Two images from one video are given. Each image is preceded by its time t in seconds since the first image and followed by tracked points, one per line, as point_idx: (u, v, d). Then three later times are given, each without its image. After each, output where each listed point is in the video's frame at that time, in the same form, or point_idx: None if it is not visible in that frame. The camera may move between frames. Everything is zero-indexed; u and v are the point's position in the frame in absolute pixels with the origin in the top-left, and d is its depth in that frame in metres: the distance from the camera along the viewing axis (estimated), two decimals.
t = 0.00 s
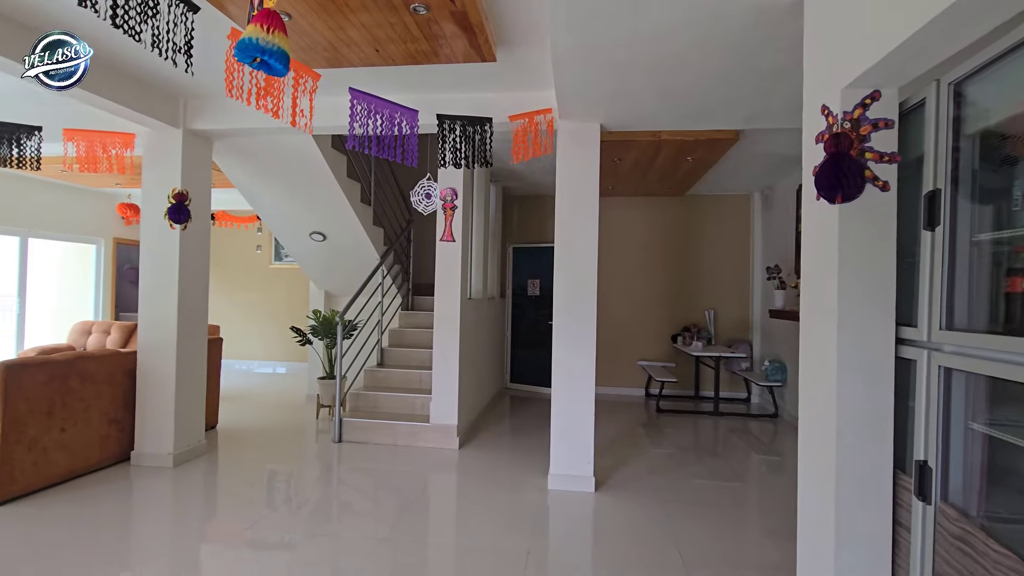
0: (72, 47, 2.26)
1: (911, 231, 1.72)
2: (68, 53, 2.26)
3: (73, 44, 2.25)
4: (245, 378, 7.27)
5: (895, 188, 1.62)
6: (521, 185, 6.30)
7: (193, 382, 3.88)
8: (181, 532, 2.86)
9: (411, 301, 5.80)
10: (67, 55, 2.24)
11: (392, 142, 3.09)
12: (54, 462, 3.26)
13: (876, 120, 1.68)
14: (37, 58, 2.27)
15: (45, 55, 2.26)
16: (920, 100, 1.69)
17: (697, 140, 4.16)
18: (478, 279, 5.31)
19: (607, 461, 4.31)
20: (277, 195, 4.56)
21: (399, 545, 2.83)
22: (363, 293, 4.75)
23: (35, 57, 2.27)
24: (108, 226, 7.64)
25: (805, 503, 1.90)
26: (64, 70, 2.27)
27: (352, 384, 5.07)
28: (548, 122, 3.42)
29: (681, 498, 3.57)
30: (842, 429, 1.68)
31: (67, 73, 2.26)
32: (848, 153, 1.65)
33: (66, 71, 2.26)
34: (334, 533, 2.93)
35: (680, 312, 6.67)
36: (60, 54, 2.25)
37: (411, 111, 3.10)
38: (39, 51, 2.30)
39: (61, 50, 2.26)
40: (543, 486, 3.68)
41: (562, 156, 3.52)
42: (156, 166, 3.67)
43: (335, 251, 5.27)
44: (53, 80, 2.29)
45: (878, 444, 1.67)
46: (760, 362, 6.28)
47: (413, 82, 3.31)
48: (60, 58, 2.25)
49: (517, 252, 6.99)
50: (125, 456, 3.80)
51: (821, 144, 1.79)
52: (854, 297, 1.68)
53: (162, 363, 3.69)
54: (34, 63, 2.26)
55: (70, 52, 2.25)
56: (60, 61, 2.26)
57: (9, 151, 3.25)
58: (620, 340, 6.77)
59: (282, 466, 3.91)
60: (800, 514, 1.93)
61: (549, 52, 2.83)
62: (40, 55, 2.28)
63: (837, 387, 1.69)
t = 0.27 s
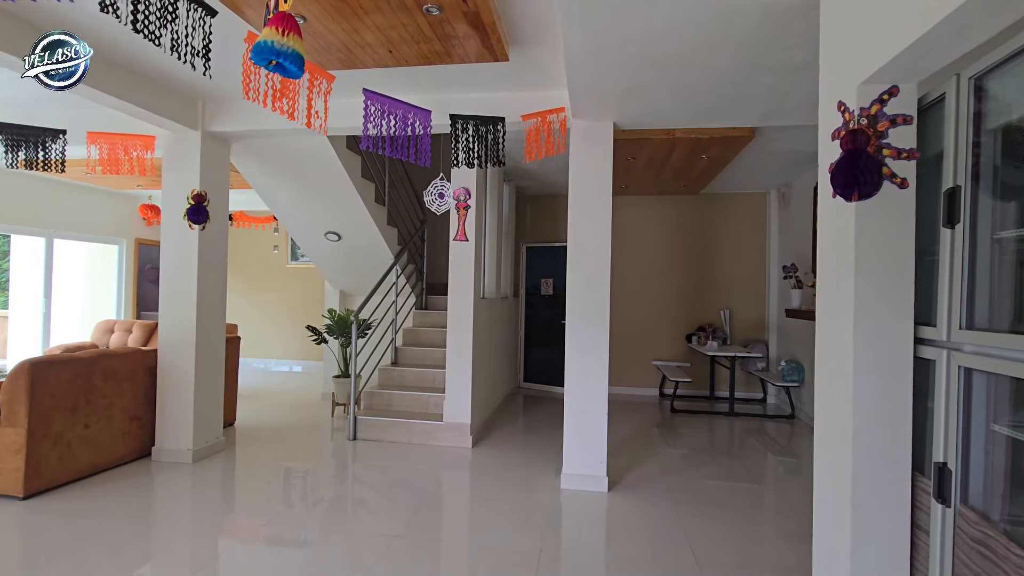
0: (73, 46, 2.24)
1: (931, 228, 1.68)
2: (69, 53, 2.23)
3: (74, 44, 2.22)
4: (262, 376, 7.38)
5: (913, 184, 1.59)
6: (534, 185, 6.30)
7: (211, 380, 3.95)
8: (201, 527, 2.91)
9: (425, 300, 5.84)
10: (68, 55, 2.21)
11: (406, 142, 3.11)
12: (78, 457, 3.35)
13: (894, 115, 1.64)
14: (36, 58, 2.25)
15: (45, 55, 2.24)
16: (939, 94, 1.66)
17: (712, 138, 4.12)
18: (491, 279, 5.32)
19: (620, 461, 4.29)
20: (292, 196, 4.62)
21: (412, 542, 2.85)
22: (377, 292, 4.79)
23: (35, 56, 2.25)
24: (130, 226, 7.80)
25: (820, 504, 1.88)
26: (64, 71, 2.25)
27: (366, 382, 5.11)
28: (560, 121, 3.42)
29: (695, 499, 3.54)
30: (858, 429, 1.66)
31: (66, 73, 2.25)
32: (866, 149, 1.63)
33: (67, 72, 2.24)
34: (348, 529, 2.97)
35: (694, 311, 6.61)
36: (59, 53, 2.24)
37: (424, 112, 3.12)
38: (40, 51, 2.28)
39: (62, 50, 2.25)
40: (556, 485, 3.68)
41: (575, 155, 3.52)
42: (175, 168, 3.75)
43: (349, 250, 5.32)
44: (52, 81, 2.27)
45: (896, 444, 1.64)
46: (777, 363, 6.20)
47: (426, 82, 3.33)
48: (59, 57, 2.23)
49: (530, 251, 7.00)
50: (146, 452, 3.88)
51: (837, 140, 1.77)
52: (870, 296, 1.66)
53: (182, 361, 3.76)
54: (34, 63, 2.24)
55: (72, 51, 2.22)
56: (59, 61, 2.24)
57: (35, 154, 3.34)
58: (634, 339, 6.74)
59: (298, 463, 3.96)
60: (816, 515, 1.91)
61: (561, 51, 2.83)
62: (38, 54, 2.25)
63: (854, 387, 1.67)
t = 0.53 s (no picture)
0: (74, 47, 2.28)
1: (948, 226, 1.66)
2: (69, 53, 2.27)
3: (74, 44, 2.27)
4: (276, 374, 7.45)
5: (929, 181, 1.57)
6: (544, 184, 6.30)
7: (226, 378, 4.01)
8: (216, 523, 2.95)
9: (436, 300, 5.87)
10: (69, 55, 2.25)
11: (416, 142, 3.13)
12: (97, 453, 3.41)
13: (911, 111, 1.60)
14: (36, 57, 2.29)
15: (45, 55, 2.28)
16: (957, 90, 1.63)
17: (724, 136, 4.09)
18: (502, 278, 5.33)
19: (631, 461, 4.27)
20: (305, 196, 4.67)
21: (424, 539, 2.87)
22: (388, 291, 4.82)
23: (35, 56, 2.29)
24: (146, 226, 7.92)
25: (834, 505, 1.86)
26: (63, 70, 2.29)
27: (378, 381, 5.15)
28: (571, 119, 3.42)
29: (707, 499, 3.52)
30: (873, 430, 1.64)
31: (66, 73, 2.29)
32: (881, 146, 1.60)
33: (66, 71, 2.28)
34: (360, 527, 2.99)
35: (706, 310, 6.57)
36: (59, 53, 2.28)
37: (435, 111, 3.13)
38: (40, 51, 2.33)
39: (62, 50, 2.29)
40: (567, 484, 3.68)
41: (585, 154, 3.51)
42: (190, 169, 3.80)
43: (361, 250, 5.36)
44: (52, 81, 2.31)
45: (912, 445, 1.62)
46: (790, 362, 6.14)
47: (437, 82, 3.35)
48: (59, 57, 2.28)
49: (541, 250, 6.99)
50: (163, 449, 3.94)
51: (851, 137, 1.75)
52: (886, 295, 1.63)
53: (197, 359, 3.82)
54: (33, 63, 2.28)
55: (72, 52, 2.26)
56: (59, 61, 2.28)
57: (55, 156, 3.40)
58: (645, 338, 6.71)
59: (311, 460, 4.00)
60: (830, 517, 1.89)
61: (571, 50, 2.83)
62: (37, 53, 2.29)
63: (869, 386, 1.64)
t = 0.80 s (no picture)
0: (76, 47, 2.28)
1: (954, 225, 1.64)
2: (71, 54, 2.28)
3: (76, 44, 2.27)
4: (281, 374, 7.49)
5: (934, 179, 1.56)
6: (549, 183, 6.30)
7: (232, 377, 4.03)
8: (222, 522, 2.97)
9: (440, 299, 5.88)
10: (69, 55, 2.26)
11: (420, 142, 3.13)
12: (104, 452, 3.44)
13: (916, 108, 1.62)
14: (36, 57, 2.30)
15: (45, 55, 2.29)
16: (962, 87, 1.62)
17: (728, 135, 4.07)
18: (506, 278, 5.33)
19: (636, 460, 4.27)
20: (310, 196, 4.68)
21: (428, 538, 2.88)
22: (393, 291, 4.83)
23: (36, 56, 2.29)
24: (153, 227, 7.97)
25: (840, 506, 1.85)
26: (64, 70, 2.30)
27: (383, 381, 5.16)
28: (574, 119, 3.41)
29: (712, 499, 3.51)
30: (878, 431, 1.63)
31: (65, 74, 2.31)
32: (886, 145, 1.59)
33: (68, 70, 2.29)
34: (365, 526, 3.00)
35: (712, 310, 6.54)
36: (59, 53, 2.30)
37: (438, 111, 3.13)
38: (40, 52, 2.36)
39: (63, 50, 2.31)
40: (571, 484, 3.68)
41: (589, 153, 3.50)
42: (196, 169, 3.82)
43: (365, 250, 5.37)
44: (53, 80, 2.32)
45: (917, 447, 1.61)
46: (796, 362, 6.11)
47: (441, 82, 3.35)
48: (59, 58, 2.29)
49: (545, 249, 6.99)
50: (169, 448, 3.97)
51: (856, 136, 1.74)
52: (891, 296, 1.62)
53: (203, 359, 3.84)
54: (34, 63, 2.29)
55: (74, 52, 2.27)
56: (59, 60, 2.29)
57: (62, 157, 3.43)
58: (650, 338, 6.70)
59: (316, 459, 4.02)
60: (836, 517, 1.88)
61: (575, 49, 2.83)
62: (38, 53, 2.30)
63: (874, 386, 1.64)
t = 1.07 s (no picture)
0: (76, 47, 2.28)
1: (949, 224, 1.65)
2: (72, 54, 2.26)
3: (75, 44, 2.27)
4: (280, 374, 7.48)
5: (929, 179, 1.56)
6: (547, 183, 6.30)
7: (230, 377, 4.03)
8: (219, 522, 2.97)
9: (439, 299, 5.88)
10: (70, 56, 2.25)
11: (417, 142, 3.14)
12: (101, 452, 3.44)
13: (910, 109, 1.62)
14: (36, 57, 2.29)
15: (45, 55, 2.28)
16: (956, 87, 1.62)
17: (726, 134, 4.08)
18: (504, 277, 5.33)
19: (634, 460, 4.27)
20: (307, 196, 4.68)
21: (426, 538, 2.88)
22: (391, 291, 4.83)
23: (35, 56, 2.28)
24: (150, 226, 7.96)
25: (835, 505, 1.85)
26: (69, 71, 2.28)
27: (381, 380, 5.16)
28: (572, 118, 3.41)
29: (710, 498, 3.52)
30: (873, 430, 1.63)
31: (65, 74, 2.31)
32: (880, 145, 1.59)
33: (72, 71, 2.27)
34: (363, 526, 3.00)
35: (710, 309, 6.55)
36: (59, 53, 2.30)
37: (435, 111, 3.13)
38: (40, 52, 2.35)
39: (63, 51, 2.31)
40: (569, 483, 3.68)
41: (587, 153, 3.50)
42: (193, 169, 3.82)
43: (363, 249, 5.37)
44: (54, 80, 2.31)
45: (911, 446, 1.62)
46: (794, 361, 6.12)
47: (439, 82, 3.35)
48: (60, 57, 2.28)
49: (543, 249, 6.99)
50: (167, 448, 3.97)
51: (851, 135, 1.74)
52: (886, 295, 1.63)
53: (201, 359, 3.84)
54: (34, 64, 2.28)
55: (75, 53, 2.26)
56: (61, 61, 2.28)
57: (59, 157, 3.43)
58: (648, 337, 6.70)
59: (314, 459, 4.02)
60: (831, 516, 1.88)
61: (572, 49, 2.83)
62: (38, 53, 2.29)
63: (869, 385, 1.64)
